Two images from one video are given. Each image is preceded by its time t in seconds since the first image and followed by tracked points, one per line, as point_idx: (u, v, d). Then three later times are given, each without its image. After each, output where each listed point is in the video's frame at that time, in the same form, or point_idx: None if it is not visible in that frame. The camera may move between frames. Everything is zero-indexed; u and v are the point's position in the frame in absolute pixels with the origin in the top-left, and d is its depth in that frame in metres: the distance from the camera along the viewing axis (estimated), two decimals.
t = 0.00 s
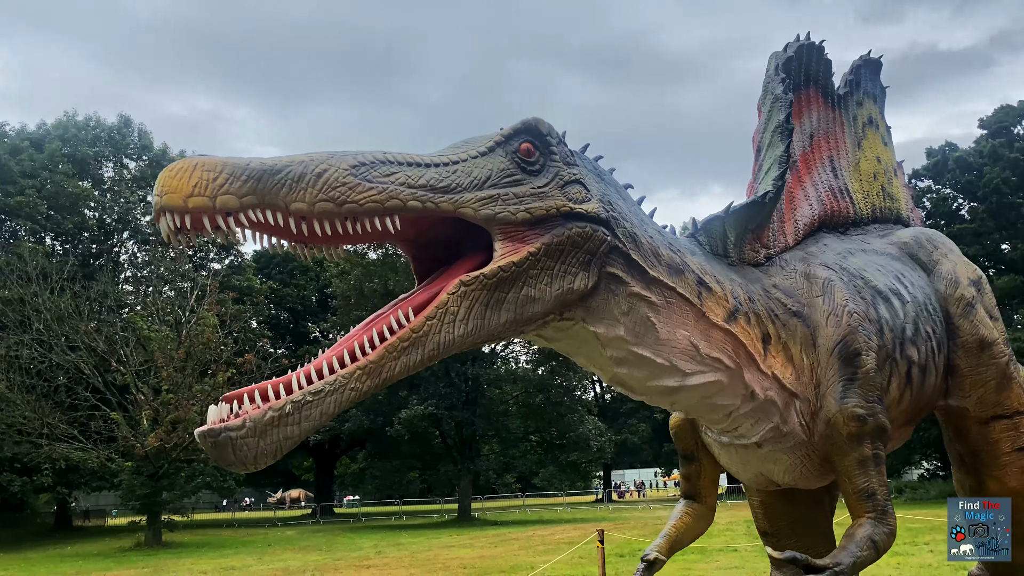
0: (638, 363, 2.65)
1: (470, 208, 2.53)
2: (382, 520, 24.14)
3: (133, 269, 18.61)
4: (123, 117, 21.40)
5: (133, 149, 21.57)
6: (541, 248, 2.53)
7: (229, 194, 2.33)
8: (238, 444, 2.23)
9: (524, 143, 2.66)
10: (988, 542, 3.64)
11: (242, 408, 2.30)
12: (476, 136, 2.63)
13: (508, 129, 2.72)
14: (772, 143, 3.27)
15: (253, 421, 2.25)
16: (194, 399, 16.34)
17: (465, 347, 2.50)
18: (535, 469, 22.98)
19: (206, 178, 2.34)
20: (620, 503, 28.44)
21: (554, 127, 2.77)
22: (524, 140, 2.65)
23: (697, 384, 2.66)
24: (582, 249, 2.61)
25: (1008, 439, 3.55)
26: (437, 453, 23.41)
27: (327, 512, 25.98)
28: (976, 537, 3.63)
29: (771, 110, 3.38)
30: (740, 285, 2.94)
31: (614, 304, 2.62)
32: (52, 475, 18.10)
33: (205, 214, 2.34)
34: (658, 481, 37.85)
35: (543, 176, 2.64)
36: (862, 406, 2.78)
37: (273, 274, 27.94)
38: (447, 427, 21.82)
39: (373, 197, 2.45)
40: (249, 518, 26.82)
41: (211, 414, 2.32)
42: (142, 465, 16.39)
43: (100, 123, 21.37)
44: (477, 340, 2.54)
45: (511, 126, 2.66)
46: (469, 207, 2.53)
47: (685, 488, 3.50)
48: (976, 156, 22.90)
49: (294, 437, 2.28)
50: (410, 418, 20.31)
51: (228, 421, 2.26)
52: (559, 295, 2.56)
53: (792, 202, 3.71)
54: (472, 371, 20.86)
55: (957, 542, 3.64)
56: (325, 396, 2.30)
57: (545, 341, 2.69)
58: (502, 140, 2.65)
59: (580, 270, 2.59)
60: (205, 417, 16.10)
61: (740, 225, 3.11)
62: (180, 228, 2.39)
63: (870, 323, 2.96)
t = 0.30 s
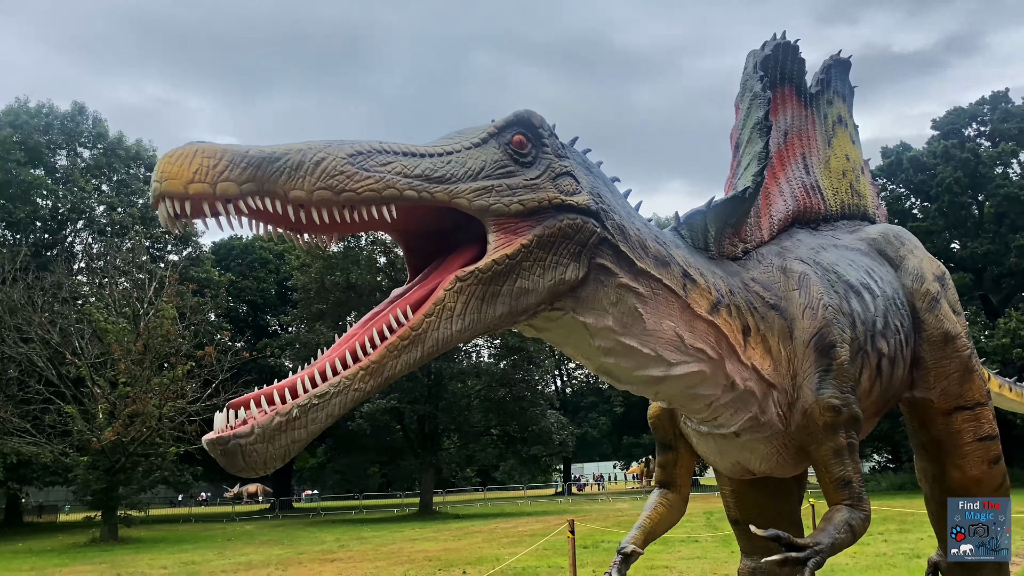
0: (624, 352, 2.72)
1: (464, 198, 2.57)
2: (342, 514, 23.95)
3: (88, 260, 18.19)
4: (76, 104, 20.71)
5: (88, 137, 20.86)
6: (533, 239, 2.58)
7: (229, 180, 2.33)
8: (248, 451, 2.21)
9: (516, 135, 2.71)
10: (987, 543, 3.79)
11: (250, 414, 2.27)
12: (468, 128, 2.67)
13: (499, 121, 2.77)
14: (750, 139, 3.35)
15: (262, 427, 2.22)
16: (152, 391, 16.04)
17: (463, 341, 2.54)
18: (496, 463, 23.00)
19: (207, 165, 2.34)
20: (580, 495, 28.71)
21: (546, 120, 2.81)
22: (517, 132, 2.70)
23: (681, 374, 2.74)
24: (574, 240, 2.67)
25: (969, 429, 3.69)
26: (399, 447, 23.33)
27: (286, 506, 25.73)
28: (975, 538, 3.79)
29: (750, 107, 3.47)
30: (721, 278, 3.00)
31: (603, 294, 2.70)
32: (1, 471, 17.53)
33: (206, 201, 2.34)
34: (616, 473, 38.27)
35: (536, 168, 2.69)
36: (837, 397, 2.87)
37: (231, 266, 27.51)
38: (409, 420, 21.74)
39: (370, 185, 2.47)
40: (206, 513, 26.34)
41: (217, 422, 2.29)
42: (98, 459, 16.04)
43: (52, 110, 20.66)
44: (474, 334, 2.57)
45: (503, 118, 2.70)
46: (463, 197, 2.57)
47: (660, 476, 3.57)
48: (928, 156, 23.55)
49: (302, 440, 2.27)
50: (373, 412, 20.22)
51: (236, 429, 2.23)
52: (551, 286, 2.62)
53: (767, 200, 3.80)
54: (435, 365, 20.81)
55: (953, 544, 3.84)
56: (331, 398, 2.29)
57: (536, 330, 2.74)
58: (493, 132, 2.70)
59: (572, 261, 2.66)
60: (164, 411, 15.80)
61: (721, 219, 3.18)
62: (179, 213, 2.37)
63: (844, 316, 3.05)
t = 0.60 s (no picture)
0: (614, 339, 2.78)
1: (464, 183, 2.61)
2: (303, 507, 23.71)
3: (41, 249, 17.66)
4: (28, 87, 20.02)
5: (40, 122, 20.18)
6: (531, 227, 2.63)
7: (236, 159, 2.32)
8: (260, 444, 2.20)
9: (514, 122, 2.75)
10: (989, 543, 3.87)
11: (262, 406, 2.25)
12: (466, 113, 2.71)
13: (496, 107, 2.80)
14: (732, 132, 3.42)
15: (274, 419, 2.21)
16: (109, 382, 15.68)
17: (464, 328, 2.57)
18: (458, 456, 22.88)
19: (214, 144, 2.33)
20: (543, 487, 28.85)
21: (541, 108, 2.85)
22: (515, 119, 2.74)
23: (668, 362, 2.80)
24: (569, 228, 2.72)
25: (936, 418, 3.81)
26: (362, 439, 23.15)
27: (245, 500, 25.37)
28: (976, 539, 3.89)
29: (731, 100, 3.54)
30: (704, 268, 3.06)
31: (595, 282, 2.76)
32: None
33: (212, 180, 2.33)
34: (577, 464, 38.56)
35: (533, 155, 2.74)
36: (815, 385, 2.95)
37: (190, 256, 26.98)
38: (372, 412, 21.55)
39: (374, 168, 2.49)
40: (163, 507, 25.82)
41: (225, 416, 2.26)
42: (53, 451, 15.61)
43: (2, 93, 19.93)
44: (474, 321, 2.60)
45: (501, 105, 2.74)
46: (463, 182, 2.61)
47: (638, 462, 3.62)
48: (884, 153, 24.09)
49: (313, 432, 2.27)
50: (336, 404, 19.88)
51: (247, 421, 2.21)
52: (549, 273, 2.67)
53: (744, 192, 3.88)
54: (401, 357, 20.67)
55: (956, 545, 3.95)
56: (339, 389, 2.29)
57: (529, 316, 2.79)
58: (490, 117, 2.73)
59: (567, 248, 2.71)
60: (121, 402, 15.45)
61: (705, 210, 3.23)
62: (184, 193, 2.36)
63: (820, 306, 3.14)
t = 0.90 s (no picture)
0: (607, 331, 2.84)
1: (473, 173, 2.64)
2: (266, 499, 23.45)
3: None
4: None
5: None
6: (535, 219, 2.68)
7: (258, 144, 2.33)
8: (280, 429, 2.18)
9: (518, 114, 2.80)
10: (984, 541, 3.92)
11: (282, 391, 2.24)
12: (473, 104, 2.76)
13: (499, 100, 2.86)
14: (716, 128, 3.51)
15: (295, 404, 2.20)
16: (69, 373, 15.30)
17: (473, 317, 2.61)
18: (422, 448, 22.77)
19: (237, 127, 2.33)
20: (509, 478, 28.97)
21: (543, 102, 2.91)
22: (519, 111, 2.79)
23: (657, 353, 2.86)
24: (569, 221, 2.78)
25: (905, 408, 3.93)
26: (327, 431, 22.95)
27: (207, 492, 25.01)
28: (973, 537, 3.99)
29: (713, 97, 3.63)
30: (690, 261, 3.14)
31: (592, 274, 2.81)
32: None
33: (235, 163, 2.33)
34: (542, 455, 38.78)
35: (535, 147, 2.80)
36: (794, 376, 3.04)
37: (151, 244, 26.41)
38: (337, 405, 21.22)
39: (390, 157, 2.52)
40: (121, 500, 25.31)
41: (241, 401, 2.22)
42: (10, 444, 15.20)
43: None
44: (481, 309, 2.65)
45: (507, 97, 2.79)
46: (472, 172, 2.64)
47: (619, 451, 3.67)
48: (846, 150, 24.53)
49: (329, 417, 2.27)
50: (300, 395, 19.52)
51: (266, 407, 2.19)
52: (552, 265, 2.71)
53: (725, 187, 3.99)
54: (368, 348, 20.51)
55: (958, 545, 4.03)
56: (356, 374, 2.30)
57: (526, 307, 2.82)
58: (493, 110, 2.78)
59: (569, 240, 2.76)
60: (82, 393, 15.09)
61: (689, 205, 3.31)
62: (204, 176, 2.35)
63: (799, 299, 3.24)
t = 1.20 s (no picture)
0: (593, 323, 2.90)
1: (478, 164, 2.69)
2: (232, 492, 23.20)
3: None
4: None
5: None
6: (536, 209, 2.74)
7: (281, 128, 2.35)
8: (292, 395, 2.19)
9: (518, 105, 2.87)
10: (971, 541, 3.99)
11: (295, 356, 2.25)
12: (477, 95, 2.81)
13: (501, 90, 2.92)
14: (693, 125, 3.60)
15: (308, 370, 2.22)
16: (31, 363, 14.94)
17: (477, 300, 2.65)
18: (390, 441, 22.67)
19: (261, 110, 2.35)
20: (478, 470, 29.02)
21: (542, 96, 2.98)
22: (518, 103, 2.86)
23: (638, 344, 2.93)
24: (563, 214, 2.84)
25: (871, 400, 4.05)
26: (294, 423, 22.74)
27: (172, 485, 24.67)
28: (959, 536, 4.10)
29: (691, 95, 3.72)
30: (670, 254, 3.21)
31: (583, 266, 2.87)
32: None
33: (258, 146, 2.34)
34: (510, 447, 38.92)
35: (535, 139, 2.87)
36: (767, 367, 3.14)
37: (115, 234, 25.90)
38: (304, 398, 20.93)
39: (405, 144, 2.56)
40: (83, 493, 24.82)
41: (251, 367, 2.23)
42: None
43: None
44: (484, 294, 2.68)
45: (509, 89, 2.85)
46: (478, 162, 2.69)
47: (597, 440, 3.74)
48: (812, 147, 24.95)
49: (340, 387, 2.29)
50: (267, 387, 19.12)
51: (278, 372, 2.21)
52: (549, 254, 2.77)
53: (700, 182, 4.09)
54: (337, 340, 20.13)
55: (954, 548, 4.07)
56: (366, 346, 2.33)
57: (518, 298, 2.86)
58: (496, 101, 2.84)
59: (563, 232, 2.82)
60: (44, 384, 14.75)
61: (667, 200, 3.39)
62: (226, 158, 2.35)
63: (772, 293, 3.34)
